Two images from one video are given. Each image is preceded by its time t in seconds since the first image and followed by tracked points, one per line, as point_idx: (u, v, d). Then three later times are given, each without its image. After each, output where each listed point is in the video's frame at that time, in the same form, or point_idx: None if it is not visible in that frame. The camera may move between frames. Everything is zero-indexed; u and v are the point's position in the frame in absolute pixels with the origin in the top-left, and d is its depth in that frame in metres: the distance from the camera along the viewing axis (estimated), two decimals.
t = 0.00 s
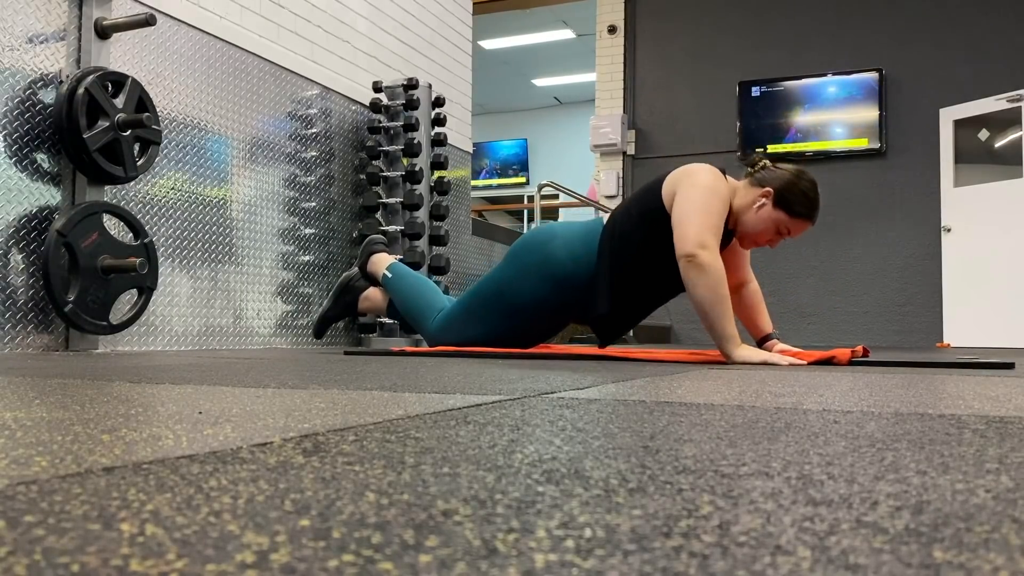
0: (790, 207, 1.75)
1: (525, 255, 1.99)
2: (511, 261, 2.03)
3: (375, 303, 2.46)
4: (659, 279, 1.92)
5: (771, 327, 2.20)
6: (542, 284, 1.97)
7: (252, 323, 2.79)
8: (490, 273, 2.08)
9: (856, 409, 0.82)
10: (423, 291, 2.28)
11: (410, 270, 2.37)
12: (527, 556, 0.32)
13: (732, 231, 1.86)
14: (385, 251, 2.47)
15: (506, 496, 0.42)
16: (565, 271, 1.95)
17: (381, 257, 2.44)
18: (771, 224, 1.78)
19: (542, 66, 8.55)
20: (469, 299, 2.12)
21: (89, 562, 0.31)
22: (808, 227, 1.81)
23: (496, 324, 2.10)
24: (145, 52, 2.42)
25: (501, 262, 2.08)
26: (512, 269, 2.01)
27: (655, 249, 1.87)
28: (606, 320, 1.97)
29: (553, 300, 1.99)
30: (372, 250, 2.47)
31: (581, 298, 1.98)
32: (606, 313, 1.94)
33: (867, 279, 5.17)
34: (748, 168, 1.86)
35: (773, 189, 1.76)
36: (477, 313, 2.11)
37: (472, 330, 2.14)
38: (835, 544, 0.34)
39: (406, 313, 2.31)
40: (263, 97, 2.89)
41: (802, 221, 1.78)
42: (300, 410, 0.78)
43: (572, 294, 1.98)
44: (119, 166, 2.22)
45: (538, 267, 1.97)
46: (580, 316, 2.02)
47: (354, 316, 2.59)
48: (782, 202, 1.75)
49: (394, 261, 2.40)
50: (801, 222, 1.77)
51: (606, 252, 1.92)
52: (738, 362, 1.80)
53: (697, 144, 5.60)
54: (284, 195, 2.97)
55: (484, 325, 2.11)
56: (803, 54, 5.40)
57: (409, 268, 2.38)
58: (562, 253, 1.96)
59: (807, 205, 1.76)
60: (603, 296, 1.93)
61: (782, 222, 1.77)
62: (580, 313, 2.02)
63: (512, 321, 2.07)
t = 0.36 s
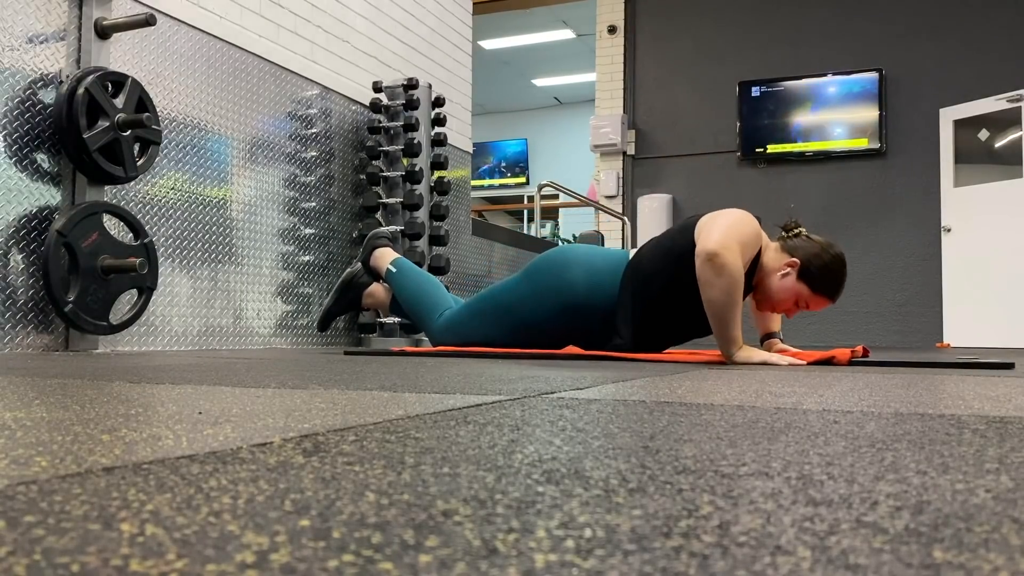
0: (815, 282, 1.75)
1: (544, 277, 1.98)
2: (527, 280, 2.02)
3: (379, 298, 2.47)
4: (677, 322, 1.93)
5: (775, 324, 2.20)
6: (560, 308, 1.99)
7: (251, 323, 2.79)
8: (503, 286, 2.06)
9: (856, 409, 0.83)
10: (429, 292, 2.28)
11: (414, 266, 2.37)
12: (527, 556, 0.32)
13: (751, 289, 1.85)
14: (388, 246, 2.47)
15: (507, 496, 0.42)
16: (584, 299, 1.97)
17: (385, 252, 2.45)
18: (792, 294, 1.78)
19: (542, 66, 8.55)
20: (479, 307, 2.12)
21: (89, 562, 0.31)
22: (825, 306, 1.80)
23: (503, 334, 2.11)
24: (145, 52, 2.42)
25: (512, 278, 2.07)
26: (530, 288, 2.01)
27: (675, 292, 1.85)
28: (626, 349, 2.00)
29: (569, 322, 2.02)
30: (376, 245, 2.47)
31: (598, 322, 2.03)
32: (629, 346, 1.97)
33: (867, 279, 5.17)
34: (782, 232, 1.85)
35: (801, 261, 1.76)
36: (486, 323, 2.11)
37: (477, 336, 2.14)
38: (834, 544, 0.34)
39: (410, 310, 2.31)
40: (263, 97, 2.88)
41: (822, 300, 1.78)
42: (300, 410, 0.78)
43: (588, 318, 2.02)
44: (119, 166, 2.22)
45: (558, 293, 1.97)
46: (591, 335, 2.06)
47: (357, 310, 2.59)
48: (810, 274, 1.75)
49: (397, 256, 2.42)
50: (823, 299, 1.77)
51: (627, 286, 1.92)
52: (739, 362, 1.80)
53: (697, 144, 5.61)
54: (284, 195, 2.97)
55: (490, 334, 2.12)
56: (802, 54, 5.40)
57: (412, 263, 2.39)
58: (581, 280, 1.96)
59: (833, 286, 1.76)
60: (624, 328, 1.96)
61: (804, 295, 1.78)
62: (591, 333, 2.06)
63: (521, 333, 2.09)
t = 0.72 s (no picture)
0: (801, 247, 1.75)
1: (536, 262, 2.00)
2: (520, 268, 2.04)
3: (379, 299, 2.45)
4: (671, 299, 1.91)
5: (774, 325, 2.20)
6: (554, 294, 1.98)
7: (252, 323, 2.79)
8: (498, 278, 2.08)
9: (856, 409, 0.83)
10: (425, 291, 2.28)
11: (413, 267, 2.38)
12: (527, 556, 0.32)
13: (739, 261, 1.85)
14: (388, 248, 2.48)
15: (507, 496, 0.42)
16: (576, 283, 1.96)
17: (386, 254, 2.45)
18: (779, 261, 1.78)
19: (542, 66, 8.55)
20: (475, 303, 2.12)
21: (89, 562, 0.31)
22: (815, 269, 1.81)
23: (502, 329, 2.10)
24: (144, 52, 2.42)
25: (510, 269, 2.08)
26: (523, 277, 2.02)
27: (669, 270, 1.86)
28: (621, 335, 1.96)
29: (565, 309, 2.00)
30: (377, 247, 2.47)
31: (591, 309, 1.99)
32: (623, 328, 1.92)
33: (867, 279, 5.17)
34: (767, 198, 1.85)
35: (787, 226, 1.76)
36: (483, 318, 2.11)
37: (476, 333, 2.14)
38: (834, 544, 0.34)
39: (409, 310, 2.31)
40: (263, 97, 2.88)
41: (810, 263, 1.78)
42: (300, 410, 0.78)
43: (582, 304, 1.99)
44: (119, 166, 2.22)
45: (551, 276, 1.98)
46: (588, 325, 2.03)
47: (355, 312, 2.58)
48: (796, 240, 1.75)
49: (398, 257, 2.42)
50: (811, 262, 1.78)
51: (617, 267, 1.91)
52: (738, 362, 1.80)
53: (697, 144, 5.61)
54: (284, 195, 2.97)
55: (488, 329, 2.11)
56: (802, 54, 5.40)
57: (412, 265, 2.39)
58: (574, 263, 1.97)
59: (819, 246, 1.76)
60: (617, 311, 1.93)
61: (791, 259, 1.78)
62: (588, 323, 2.03)
63: (519, 326, 2.08)
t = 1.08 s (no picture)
0: (771, 180, 1.75)
1: (515, 242, 2.01)
2: (502, 251, 2.05)
3: (375, 301, 2.45)
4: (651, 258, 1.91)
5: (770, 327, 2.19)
6: (536, 269, 1.98)
7: (252, 323, 2.79)
8: (484, 265, 2.09)
9: (856, 409, 0.83)
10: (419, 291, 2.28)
11: (410, 270, 2.37)
12: (527, 557, 0.33)
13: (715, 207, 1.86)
14: (386, 251, 2.48)
15: (507, 496, 0.42)
16: (556, 254, 1.96)
17: (382, 257, 2.44)
18: (753, 197, 1.78)
19: (542, 66, 8.55)
20: (464, 294, 2.12)
21: (89, 562, 0.31)
22: (788, 201, 1.81)
23: (492, 313, 2.09)
24: (144, 52, 2.42)
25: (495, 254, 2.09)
26: (506, 259, 2.02)
27: (642, 229, 1.86)
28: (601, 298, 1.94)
29: (548, 284, 1.98)
30: (374, 250, 2.47)
31: (573, 280, 1.97)
32: (601, 289, 1.92)
33: (867, 279, 5.17)
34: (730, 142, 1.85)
35: (754, 162, 1.76)
36: (470, 302, 2.11)
37: (472, 323, 2.13)
38: (834, 544, 0.34)
39: (406, 313, 2.30)
40: (262, 96, 2.88)
41: (784, 193, 1.78)
42: (300, 410, 0.78)
43: (562, 276, 1.97)
44: (119, 166, 2.22)
45: (531, 249, 1.98)
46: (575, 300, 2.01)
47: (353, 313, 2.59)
48: (764, 174, 1.75)
49: (395, 259, 2.41)
50: (782, 194, 1.78)
51: (592, 233, 1.91)
52: (737, 361, 1.79)
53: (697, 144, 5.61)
54: (284, 195, 2.97)
55: (481, 316, 2.11)
56: (802, 54, 5.40)
57: (408, 267, 2.38)
58: (552, 233, 1.97)
59: (788, 176, 1.76)
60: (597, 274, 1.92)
61: (763, 194, 1.77)
62: (574, 297, 2.01)
63: (510, 309, 2.06)
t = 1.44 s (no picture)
0: (778, 185, 1.75)
1: (519, 247, 2.00)
2: (506, 255, 2.03)
3: (376, 301, 2.45)
4: (652, 264, 1.94)
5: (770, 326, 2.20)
6: (538, 275, 1.98)
7: (252, 323, 2.79)
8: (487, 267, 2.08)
9: (856, 409, 0.83)
10: (422, 292, 2.28)
11: (411, 270, 2.37)
12: (527, 557, 0.32)
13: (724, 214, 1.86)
14: (386, 250, 2.48)
15: (507, 496, 0.42)
16: (559, 262, 1.95)
17: (384, 256, 2.44)
18: (762, 203, 1.78)
19: (542, 66, 8.55)
20: (466, 295, 2.11)
21: (89, 562, 0.31)
22: (797, 204, 1.80)
23: (493, 317, 2.09)
24: (144, 52, 2.42)
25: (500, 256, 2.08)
26: (509, 262, 2.01)
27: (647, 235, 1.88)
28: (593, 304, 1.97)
29: (548, 289, 1.99)
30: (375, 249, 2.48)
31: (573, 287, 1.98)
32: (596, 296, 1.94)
33: (867, 279, 5.17)
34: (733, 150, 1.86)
35: (760, 169, 1.76)
36: (472, 304, 2.11)
37: (472, 326, 2.13)
38: (834, 544, 0.34)
39: (407, 312, 2.30)
40: (263, 96, 2.88)
41: (792, 197, 1.77)
42: (300, 409, 0.78)
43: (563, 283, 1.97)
44: (119, 166, 2.22)
45: (534, 255, 1.97)
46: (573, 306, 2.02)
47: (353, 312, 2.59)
48: (771, 179, 1.75)
49: (396, 259, 2.41)
50: (791, 198, 1.77)
51: (596, 241, 1.92)
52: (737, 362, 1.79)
53: (697, 144, 5.61)
54: (284, 195, 2.97)
55: (481, 319, 2.11)
56: (803, 54, 5.40)
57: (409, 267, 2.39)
58: (556, 239, 1.96)
59: (795, 180, 1.76)
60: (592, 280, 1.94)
61: (772, 199, 1.77)
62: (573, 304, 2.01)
63: (511, 314, 2.07)
